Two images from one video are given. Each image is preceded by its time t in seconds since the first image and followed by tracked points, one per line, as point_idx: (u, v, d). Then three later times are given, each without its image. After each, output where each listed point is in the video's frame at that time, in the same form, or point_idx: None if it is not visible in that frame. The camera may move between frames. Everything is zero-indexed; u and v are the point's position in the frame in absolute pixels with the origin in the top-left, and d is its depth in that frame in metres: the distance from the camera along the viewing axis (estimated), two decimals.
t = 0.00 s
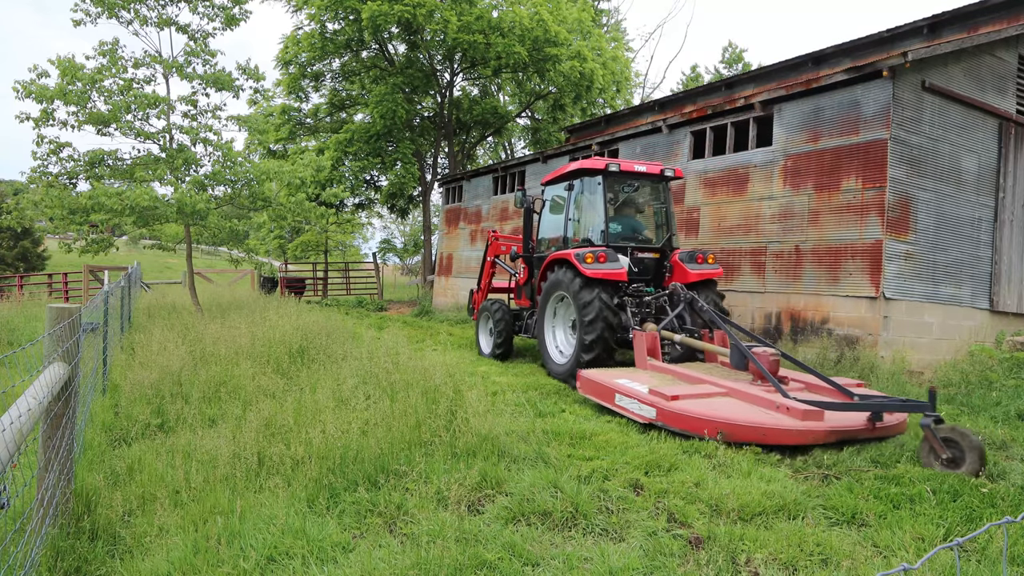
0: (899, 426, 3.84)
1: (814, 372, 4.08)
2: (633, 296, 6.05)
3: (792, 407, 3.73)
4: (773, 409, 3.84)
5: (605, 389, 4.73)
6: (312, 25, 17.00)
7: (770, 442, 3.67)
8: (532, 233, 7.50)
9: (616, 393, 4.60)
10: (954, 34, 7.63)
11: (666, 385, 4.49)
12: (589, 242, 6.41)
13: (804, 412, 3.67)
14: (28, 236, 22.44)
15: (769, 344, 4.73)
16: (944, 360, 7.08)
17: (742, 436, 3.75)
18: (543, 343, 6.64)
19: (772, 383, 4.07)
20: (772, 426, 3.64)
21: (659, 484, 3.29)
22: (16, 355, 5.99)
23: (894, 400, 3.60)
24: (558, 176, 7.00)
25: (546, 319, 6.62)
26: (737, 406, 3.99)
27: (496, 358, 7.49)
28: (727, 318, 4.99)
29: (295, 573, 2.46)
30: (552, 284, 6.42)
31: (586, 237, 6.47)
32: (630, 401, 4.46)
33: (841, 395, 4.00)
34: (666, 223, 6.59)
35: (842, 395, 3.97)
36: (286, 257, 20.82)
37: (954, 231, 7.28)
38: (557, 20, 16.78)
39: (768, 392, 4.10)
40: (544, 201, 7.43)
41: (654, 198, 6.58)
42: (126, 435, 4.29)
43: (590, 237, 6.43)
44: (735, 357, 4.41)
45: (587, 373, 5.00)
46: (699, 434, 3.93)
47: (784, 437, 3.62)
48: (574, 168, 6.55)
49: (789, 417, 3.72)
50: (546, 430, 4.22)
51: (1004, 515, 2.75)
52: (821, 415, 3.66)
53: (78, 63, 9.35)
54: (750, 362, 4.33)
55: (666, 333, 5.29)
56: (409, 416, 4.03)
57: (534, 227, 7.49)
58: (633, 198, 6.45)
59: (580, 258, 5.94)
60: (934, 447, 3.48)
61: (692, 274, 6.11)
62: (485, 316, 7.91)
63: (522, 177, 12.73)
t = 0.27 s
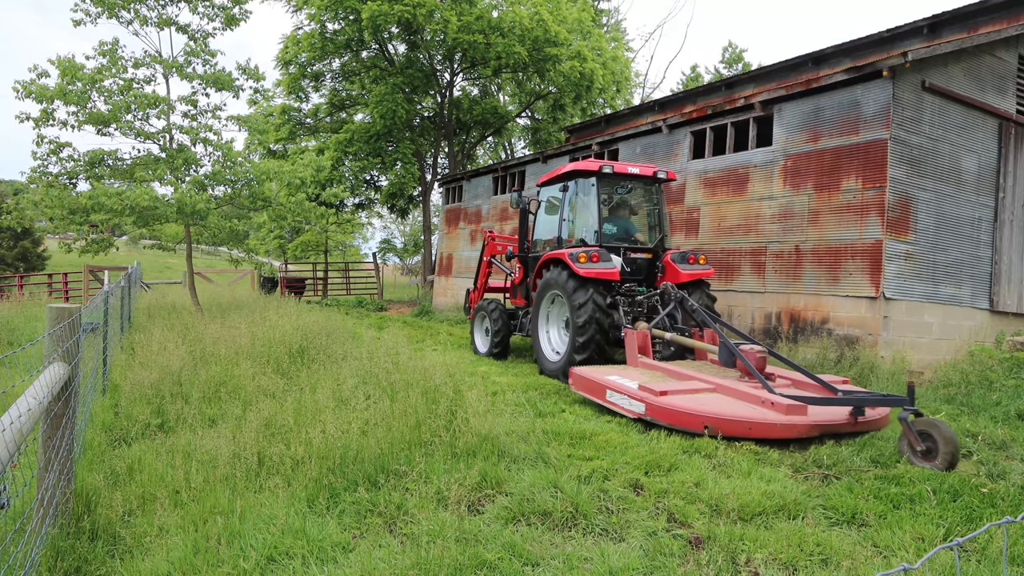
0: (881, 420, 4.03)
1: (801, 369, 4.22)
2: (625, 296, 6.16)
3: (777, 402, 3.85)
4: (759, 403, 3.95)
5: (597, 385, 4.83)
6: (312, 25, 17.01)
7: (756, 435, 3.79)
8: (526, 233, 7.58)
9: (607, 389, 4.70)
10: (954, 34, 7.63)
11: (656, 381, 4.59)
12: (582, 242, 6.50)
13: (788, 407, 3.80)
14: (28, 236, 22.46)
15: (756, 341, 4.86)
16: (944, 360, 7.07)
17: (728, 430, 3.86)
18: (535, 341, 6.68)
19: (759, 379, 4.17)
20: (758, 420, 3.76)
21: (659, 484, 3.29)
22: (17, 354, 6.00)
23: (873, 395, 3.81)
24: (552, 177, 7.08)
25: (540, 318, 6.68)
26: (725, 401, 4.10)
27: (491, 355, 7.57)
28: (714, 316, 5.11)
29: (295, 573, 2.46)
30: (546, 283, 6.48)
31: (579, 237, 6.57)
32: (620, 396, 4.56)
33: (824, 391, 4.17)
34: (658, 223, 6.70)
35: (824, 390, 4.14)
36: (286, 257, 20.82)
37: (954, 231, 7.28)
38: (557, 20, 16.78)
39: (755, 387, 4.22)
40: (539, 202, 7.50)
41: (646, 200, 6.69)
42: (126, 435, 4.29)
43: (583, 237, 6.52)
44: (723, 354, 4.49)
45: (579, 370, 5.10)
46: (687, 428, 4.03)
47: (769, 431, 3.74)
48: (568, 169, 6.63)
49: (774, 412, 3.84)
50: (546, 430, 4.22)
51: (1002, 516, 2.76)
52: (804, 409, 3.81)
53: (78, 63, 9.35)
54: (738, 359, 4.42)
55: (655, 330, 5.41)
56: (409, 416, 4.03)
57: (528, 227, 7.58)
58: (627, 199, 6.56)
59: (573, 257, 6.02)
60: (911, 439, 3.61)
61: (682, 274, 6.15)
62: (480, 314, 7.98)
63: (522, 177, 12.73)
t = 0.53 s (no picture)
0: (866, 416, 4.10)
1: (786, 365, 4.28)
2: (617, 296, 6.22)
3: (762, 398, 3.94)
4: (745, 400, 4.04)
5: (588, 382, 4.92)
6: (312, 25, 17.01)
7: (741, 431, 3.88)
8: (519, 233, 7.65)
9: (598, 387, 4.79)
10: (953, 34, 7.63)
11: (646, 378, 4.69)
12: (575, 242, 6.62)
13: (773, 403, 3.87)
14: (28, 236, 22.47)
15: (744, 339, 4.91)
16: (944, 360, 7.07)
17: (713, 425, 3.95)
18: (529, 340, 6.75)
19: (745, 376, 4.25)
20: (743, 416, 3.85)
21: (659, 484, 3.29)
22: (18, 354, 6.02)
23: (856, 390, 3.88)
24: (544, 179, 7.16)
25: (534, 317, 6.77)
26: (711, 398, 4.19)
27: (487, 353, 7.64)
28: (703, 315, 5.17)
29: (295, 573, 2.46)
30: (540, 283, 6.59)
31: (572, 238, 6.67)
32: (609, 393, 4.66)
33: (809, 387, 4.24)
34: (649, 224, 6.80)
35: (809, 386, 4.20)
36: (286, 257, 20.81)
37: (954, 231, 7.28)
38: (557, 20, 16.78)
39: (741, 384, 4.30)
40: (532, 203, 7.57)
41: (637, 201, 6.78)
42: (126, 435, 4.29)
43: (576, 237, 6.63)
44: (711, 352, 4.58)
45: (571, 368, 5.19)
46: (674, 424, 4.12)
47: (754, 426, 3.83)
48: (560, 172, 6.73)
49: (758, 407, 3.93)
50: (546, 429, 4.22)
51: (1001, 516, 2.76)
52: (788, 405, 3.88)
53: (78, 63, 9.35)
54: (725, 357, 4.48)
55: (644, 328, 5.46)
56: (409, 416, 4.03)
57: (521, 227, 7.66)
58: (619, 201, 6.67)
59: (566, 258, 6.12)
60: (889, 433, 3.73)
61: (673, 274, 6.22)
62: (475, 313, 8.04)
63: (522, 177, 12.74)
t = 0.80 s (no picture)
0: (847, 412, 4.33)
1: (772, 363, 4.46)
2: (609, 296, 6.25)
3: (748, 393, 4.13)
4: (732, 395, 4.21)
5: (580, 378, 5.01)
6: (312, 25, 17.01)
7: (728, 424, 4.05)
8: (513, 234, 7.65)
9: (589, 382, 4.89)
10: (953, 34, 7.63)
11: (635, 374, 4.81)
12: (568, 243, 6.65)
13: (759, 398, 4.08)
14: (28, 236, 22.46)
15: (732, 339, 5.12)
16: (944, 360, 7.07)
17: (701, 419, 4.08)
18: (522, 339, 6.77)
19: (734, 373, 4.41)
20: (730, 411, 4.02)
21: (659, 484, 3.29)
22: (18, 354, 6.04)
23: (839, 386, 4.10)
24: (537, 182, 7.18)
25: (527, 316, 6.79)
26: (700, 393, 4.33)
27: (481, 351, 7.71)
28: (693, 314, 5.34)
29: (295, 573, 2.46)
30: (534, 282, 6.61)
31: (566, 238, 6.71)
32: (601, 389, 4.75)
33: (794, 383, 4.44)
34: (641, 225, 6.81)
35: (793, 381, 4.42)
36: (286, 257, 20.81)
37: (954, 231, 7.28)
38: (557, 20, 16.78)
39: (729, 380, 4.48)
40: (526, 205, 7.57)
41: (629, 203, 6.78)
42: (126, 435, 4.29)
43: (569, 238, 6.66)
44: (700, 350, 4.74)
45: (562, 365, 5.28)
46: (663, 419, 4.23)
47: (740, 420, 4.02)
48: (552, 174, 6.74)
49: (744, 402, 4.12)
50: (546, 429, 4.22)
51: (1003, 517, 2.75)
52: (774, 400, 4.10)
53: (78, 63, 9.35)
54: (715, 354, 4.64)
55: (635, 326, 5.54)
56: (409, 416, 4.03)
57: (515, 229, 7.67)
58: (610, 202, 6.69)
59: (558, 258, 6.15)
60: (869, 426, 3.86)
61: (664, 275, 6.26)
62: (470, 312, 8.11)
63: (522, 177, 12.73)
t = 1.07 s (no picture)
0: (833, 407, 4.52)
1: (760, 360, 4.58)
2: (602, 296, 6.21)
3: (737, 389, 4.31)
4: (722, 391, 4.38)
5: (573, 375, 5.10)
6: (312, 25, 17.02)
7: (717, 419, 4.20)
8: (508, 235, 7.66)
9: (582, 380, 5.00)
10: (953, 34, 7.63)
11: (627, 372, 4.93)
12: (562, 243, 6.66)
13: (748, 394, 4.27)
14: (28, 236, 22.45)
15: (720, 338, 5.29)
16: (944, 360, 7.07)
17: (692, 414, 4.22)
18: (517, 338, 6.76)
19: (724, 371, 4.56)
20: (720, 406, 4.18)
21: (659, 484, 3.29)
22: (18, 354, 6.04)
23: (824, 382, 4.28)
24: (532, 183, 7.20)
25: (522, 315, 6.79)
26: (690, 389, 4.49)
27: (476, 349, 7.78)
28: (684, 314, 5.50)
29: (294, 574, 2.46)
30: (528, 282, 6.62)
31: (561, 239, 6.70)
32: (595, 386, 4.86)
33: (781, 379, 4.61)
34: (634, 226, 6.84)
35: (780, 378, 4.60)
36: (286, 257, 20.81)
37: (954, 231, 7.28)
38: (557, 20, 16.78)
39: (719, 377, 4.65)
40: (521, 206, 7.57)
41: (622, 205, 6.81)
42: (126, 435, 4.29)
43: (564, 239, 6.66)
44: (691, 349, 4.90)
45: (556, 362, 5.38)
46: (655, 414, 4.36)
47: (730, 415, 4.18)
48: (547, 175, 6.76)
49: (734, 398, 4.30)
50: (546, 429, 4.22)
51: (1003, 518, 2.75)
52: (762, 396, 4.28)
53: (78, 63, 9.35)
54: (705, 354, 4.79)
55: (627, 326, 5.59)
56: (409, 416, 4.03)
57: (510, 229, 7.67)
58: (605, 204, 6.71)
59: (553, 258, 6.15)
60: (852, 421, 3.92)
61: (656, 274, 6.25)
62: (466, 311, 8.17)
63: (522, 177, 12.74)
